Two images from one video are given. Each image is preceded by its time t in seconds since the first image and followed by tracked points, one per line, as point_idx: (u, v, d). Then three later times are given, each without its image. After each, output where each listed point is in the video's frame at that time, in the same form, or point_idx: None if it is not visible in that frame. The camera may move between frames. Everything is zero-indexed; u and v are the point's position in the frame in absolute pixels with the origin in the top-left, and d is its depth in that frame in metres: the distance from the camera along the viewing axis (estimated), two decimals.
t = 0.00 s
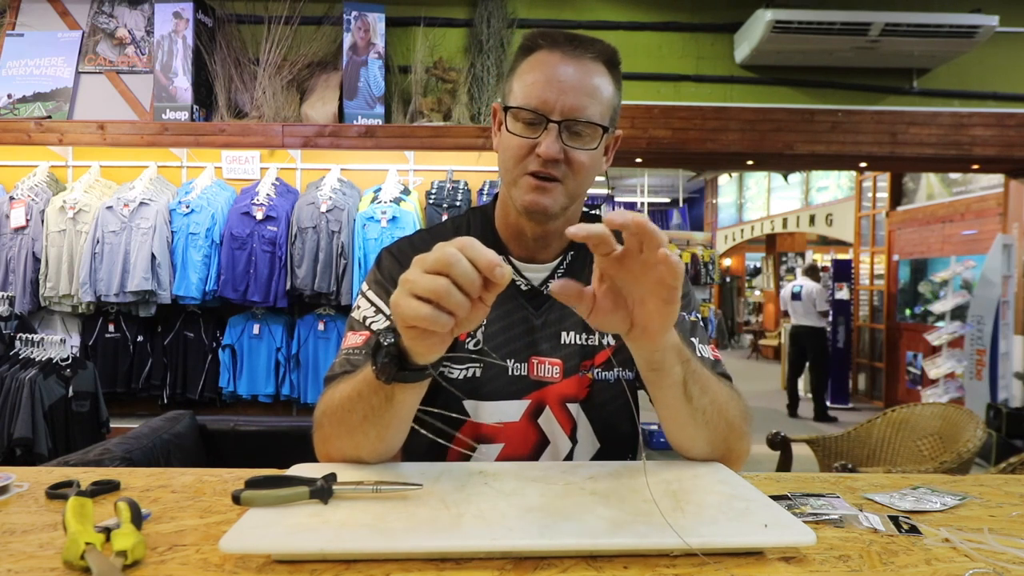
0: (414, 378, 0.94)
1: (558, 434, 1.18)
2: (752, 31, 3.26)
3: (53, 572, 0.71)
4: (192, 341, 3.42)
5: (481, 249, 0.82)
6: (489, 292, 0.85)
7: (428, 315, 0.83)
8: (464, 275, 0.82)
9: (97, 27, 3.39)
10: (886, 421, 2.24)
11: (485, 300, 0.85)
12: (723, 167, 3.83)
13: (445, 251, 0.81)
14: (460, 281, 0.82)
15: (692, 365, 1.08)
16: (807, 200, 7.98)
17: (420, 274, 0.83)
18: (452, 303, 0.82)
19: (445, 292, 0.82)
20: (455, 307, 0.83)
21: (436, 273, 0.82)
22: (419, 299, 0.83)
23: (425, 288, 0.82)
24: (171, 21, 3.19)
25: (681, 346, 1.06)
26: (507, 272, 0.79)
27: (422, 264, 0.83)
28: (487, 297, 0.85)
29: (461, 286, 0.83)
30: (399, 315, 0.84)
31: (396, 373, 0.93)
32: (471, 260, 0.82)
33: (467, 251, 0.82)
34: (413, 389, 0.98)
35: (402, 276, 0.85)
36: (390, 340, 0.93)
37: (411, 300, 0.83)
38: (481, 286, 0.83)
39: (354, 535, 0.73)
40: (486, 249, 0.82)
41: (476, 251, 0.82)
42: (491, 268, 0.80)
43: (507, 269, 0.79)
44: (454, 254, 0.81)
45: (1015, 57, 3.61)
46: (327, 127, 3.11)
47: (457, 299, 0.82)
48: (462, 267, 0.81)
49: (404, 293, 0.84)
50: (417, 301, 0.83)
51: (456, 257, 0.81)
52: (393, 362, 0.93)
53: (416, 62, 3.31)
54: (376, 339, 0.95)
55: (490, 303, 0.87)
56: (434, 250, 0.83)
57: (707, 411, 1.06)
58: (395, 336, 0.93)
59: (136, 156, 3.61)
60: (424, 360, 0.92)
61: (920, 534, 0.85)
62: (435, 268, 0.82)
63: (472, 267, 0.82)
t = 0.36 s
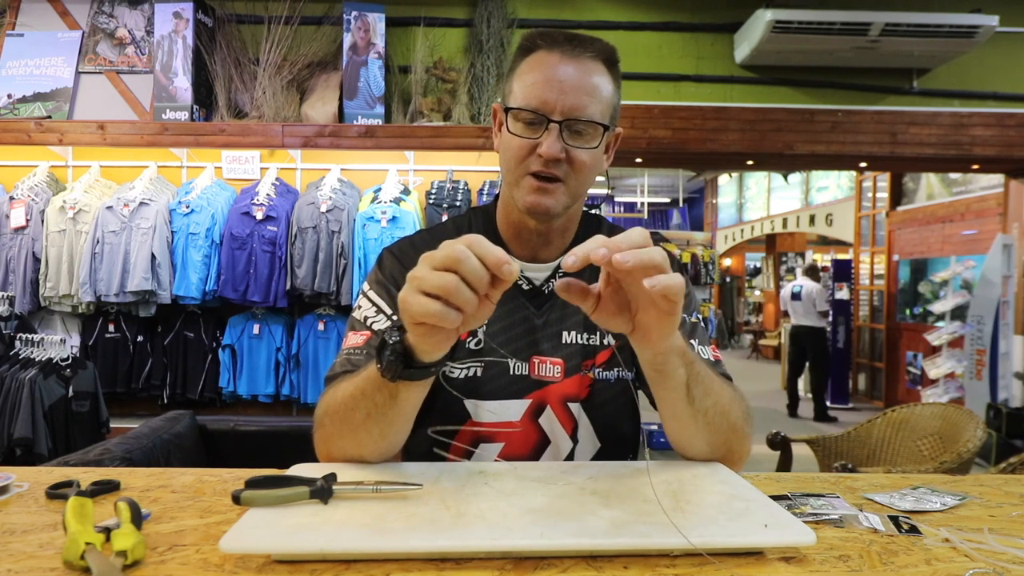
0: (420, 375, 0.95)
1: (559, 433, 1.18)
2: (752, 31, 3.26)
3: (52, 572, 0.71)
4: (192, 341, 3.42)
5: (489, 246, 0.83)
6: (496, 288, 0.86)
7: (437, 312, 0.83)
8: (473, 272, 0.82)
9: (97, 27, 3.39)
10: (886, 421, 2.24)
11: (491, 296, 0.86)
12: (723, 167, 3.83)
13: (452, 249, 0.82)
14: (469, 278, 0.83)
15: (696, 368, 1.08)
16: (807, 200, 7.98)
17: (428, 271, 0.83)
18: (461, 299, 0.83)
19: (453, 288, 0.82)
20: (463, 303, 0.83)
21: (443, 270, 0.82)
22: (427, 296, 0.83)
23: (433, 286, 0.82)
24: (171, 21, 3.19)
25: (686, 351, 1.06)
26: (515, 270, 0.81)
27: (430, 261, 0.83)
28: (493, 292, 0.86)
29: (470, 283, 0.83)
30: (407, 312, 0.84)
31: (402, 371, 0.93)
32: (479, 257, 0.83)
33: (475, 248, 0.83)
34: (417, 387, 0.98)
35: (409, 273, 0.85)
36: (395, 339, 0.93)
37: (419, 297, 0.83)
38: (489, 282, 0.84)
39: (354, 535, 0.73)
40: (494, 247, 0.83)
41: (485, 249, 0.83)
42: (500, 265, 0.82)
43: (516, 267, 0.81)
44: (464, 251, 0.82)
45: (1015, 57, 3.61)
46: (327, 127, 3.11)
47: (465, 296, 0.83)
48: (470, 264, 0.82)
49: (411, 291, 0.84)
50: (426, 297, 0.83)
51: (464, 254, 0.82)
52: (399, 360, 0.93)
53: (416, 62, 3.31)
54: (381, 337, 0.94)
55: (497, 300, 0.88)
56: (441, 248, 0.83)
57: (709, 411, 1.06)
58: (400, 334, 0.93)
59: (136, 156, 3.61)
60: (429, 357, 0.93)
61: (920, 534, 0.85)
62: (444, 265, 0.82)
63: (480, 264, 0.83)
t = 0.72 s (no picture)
0: (427, 376, 0.95)
1: (559, 433, 1.18)
2: (752, 31, 3.26)
3: (53, 572, 0.71)
4: (192, 341, 3.42)
5: (502, 250, 0.83)
6: (508, 291, 0.86)
7: (454, 318, 0.84)
8: (488, 279, 0.82)
9: (97, 27, 3.39)
10: (886, 421, 2.24)
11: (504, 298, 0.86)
12: (723, 167, 3.83)
13: (467, 255, 0.82)
14: (484, 283, 0.83)
15: (696, 367, 1.06)
16: (807, 200, 7.98)
17: (442, 278, 0.83)
18: (473, 301, 0.83)
19: (466, 292, 0.82)
20: (476, 306, 0.83)
21: (458, 275, 0.83)
22: (443, 302, 0.84)
23: (449, 291, 0.83)
24: (171, 21, 3.19)
25: (686, 352, 1.04)
26: (529, 274, 0.81)
27: (443, 267, 0.84)
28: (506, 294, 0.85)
29: (484, 288, 0.83)
30: (423, 317, 0.85)
31: (411, 373, 0.93)
32: (492, 262, 0.83)
33: (488, 253, 0.83)
34: (423, 387, 0.98)
35: (422, 278, 0.85)
36: (403, 340, 0.93)
37: (434, 303, 0.84)
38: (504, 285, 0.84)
39: (354, 535, 0.73)
40: (506, 251, 0.83)
41: (499, 253, 0.83)
42: (513, 270, 0.82)
43: (529, 271, 0.82)
44: (477, 257, 0.82)
45: (1015, 57, 3.61)
46: (327, 127, 3.11)
47: (478, 298, 0.83)
48: (485, 269, 0.82)
49: (425, 296, 0.85)
50: (441, 303, 0.84)
51: (479, 260, 0.82)
52: (408, 361, 0.93)
53: (416, 62, 3.31)
54: (388, 339, 0.94)
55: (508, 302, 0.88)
56: (455, 254, 0.83)
57: (705, 414, 1.06)
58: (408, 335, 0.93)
59: (136, 156, 3.61)
60: (439, 356, 0.93)
61: (921, 535, 0.85)
62: (458, 271, 0.83)
63: (495, 269, 0.83)
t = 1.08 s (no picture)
0: (426, 379, 0.95)
1: (560, 433, 1.18)
2: (752, 31, 3.26)
3: (53, 571, 0.71)
4: (192, 341, 3.42)
5: (500, 258, 0.82)
6: (507, 297, 0.85)
7: (451, 326, 0.84)
8: (485, 286, 0.82)
9: (97, 27, 3.39)
10: (886, 421, 2.24)
11: (501, 306, 0.85)
12: (723, 167, 3.83)
13: (464, 263, 0.81)
14: (482, 291, 0.82)
15: (723, 359, 1.01)
16: (807, 200, 7.98)
17: (439, 285, 0.83)
18: (469, 307, 0.82)
19: (461, 300, 0.82)
20: (473, 314, 0.83)
21: (454, 282, 0.82)
22: (439, 310, 0.84)
23: (447, 299, 0.83)
24: (171, 21, 3.19)
25: (716, 343, 0.98)
26: (527, 281, 0.81)
27: (440, 274, 0.83)
28: (502, 303, 0.85)
29: (481, 296, 0.83)
30: (420, 324, 0.86)
31: (411, 375, 0.93)
32: (490, 269, 0.82)
33: (485, 260, 0.83)
34: (423, 389, 0.98)
35: (420, 284, 0.85)
36: (402, 342, 0.92)
37: (431, 310, 0.84)
38: (501, 293, 0.84)
39: (354, 535, 0.73)
40: (504, 258, 0.82)
41: (496, 261, 0.82)
42: (512, 277, 0.82)
43: (528, 278, 0.81)
44: (475, 264, 0.81)
45: (1015, 57, 3.61)
46: (327, 127, 3.11)
47: (474, 306, 0.83)
48: (482, 278, 0.81)
49: (422, 303, 0.85)
50: (438, 311, 0.84)
51: (477, 267, 0.81)
52: (406, 364, 0.93)
53: (416, 62, 3.31)
54: (387, 342, 0.94)
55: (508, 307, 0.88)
56: (453, 261, 0.83)
57: (717, 407, 1.04)
58: (407, 338, 0.92)
59: (136, 156, 3.61)
60: (437, 359, 0.93)
61: (920, 534, 0.85)
62: (455, 279, 0.82)
63: (493, 277, 0.82)
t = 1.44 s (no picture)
0: (425, 378, 0.95)
1: (561, 433, 1.18)
2: (752, 31, 3.27)
3: (53, 571, 0.71)
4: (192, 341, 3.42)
5: (496, 258, 0.82)
6: (505, 298, 0.85)
7: (448, 326, 0.84)
8: (482, 286, 0.82)
9: (97, 27, 3.39)
10: (886, 421, 2.24)
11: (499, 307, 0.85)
12: (723, 167, 3.83)
13: (461, 263, 0.82)
14: (479, 291, 0.82)
15: (729, 358, 1.00)
16: (807, 200, 7.98)
17: (437, 284, 0.83)
18: (464, 307, 0.82)
19: (459, 300, 0.82)
20: (471, 314, 0.83)
21: (452, 282, 0.82)
22: (437, 310, 0.84)
23: (444, 299, 0.83)
24: (171, 21, 3.19)
25: (723, 341, 0.97)
26: (524, 280, 0.81)
27: (438, 274, 0.83)
28: (500, 304, 0.85)
29: (479, 296, 0.83)
30: (417, 324, 0.86)
31: (409, 375, 0.93)
32: (487, 269, 0.83)
33: (482, 260, 0.83)
34: (423, 388, 0.98)
35: (418, 284, 0.85)
36: (400, 342, 0.92)
37: (430, 310, 0.84)
38: (498, 294, 0.84)
39: (354, 535, 0.73)
40: (501, 258, 0.82)
41: (493, 261, 0.82)
42: (508, 277, 0.81)
43: (524, 278, 0.81)
44: (471, 265, 0.81)
45: (1015, 57, 3.61)
46: (327, 127, 3.11)
47: (470, 306, 0.83)
48: (479, 278, 0.81)
49: (419, 303, 0.85)
50: (436, 310, 0.84)
51: (473, 267, 0.81)
52: (404, 364, 0.92)
53: (416, 62, 3.31)
54: (385, 342, 0.94)
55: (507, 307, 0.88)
56: (450, 262, 0.83)
57: (720, 406, 1.03)
58: (405, 338, 0.92)
59: (136, 156, 3.61)
60: (434, 359, 0.93)
61: (921, 534, 0.85)
62: (452, 279, 0.82)
63: (490, 278, 0.82)
